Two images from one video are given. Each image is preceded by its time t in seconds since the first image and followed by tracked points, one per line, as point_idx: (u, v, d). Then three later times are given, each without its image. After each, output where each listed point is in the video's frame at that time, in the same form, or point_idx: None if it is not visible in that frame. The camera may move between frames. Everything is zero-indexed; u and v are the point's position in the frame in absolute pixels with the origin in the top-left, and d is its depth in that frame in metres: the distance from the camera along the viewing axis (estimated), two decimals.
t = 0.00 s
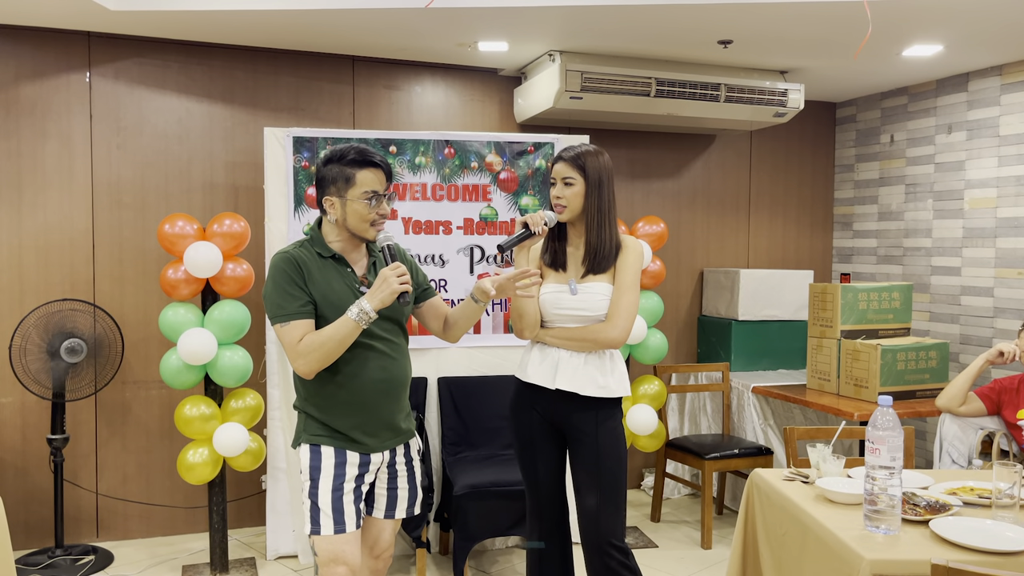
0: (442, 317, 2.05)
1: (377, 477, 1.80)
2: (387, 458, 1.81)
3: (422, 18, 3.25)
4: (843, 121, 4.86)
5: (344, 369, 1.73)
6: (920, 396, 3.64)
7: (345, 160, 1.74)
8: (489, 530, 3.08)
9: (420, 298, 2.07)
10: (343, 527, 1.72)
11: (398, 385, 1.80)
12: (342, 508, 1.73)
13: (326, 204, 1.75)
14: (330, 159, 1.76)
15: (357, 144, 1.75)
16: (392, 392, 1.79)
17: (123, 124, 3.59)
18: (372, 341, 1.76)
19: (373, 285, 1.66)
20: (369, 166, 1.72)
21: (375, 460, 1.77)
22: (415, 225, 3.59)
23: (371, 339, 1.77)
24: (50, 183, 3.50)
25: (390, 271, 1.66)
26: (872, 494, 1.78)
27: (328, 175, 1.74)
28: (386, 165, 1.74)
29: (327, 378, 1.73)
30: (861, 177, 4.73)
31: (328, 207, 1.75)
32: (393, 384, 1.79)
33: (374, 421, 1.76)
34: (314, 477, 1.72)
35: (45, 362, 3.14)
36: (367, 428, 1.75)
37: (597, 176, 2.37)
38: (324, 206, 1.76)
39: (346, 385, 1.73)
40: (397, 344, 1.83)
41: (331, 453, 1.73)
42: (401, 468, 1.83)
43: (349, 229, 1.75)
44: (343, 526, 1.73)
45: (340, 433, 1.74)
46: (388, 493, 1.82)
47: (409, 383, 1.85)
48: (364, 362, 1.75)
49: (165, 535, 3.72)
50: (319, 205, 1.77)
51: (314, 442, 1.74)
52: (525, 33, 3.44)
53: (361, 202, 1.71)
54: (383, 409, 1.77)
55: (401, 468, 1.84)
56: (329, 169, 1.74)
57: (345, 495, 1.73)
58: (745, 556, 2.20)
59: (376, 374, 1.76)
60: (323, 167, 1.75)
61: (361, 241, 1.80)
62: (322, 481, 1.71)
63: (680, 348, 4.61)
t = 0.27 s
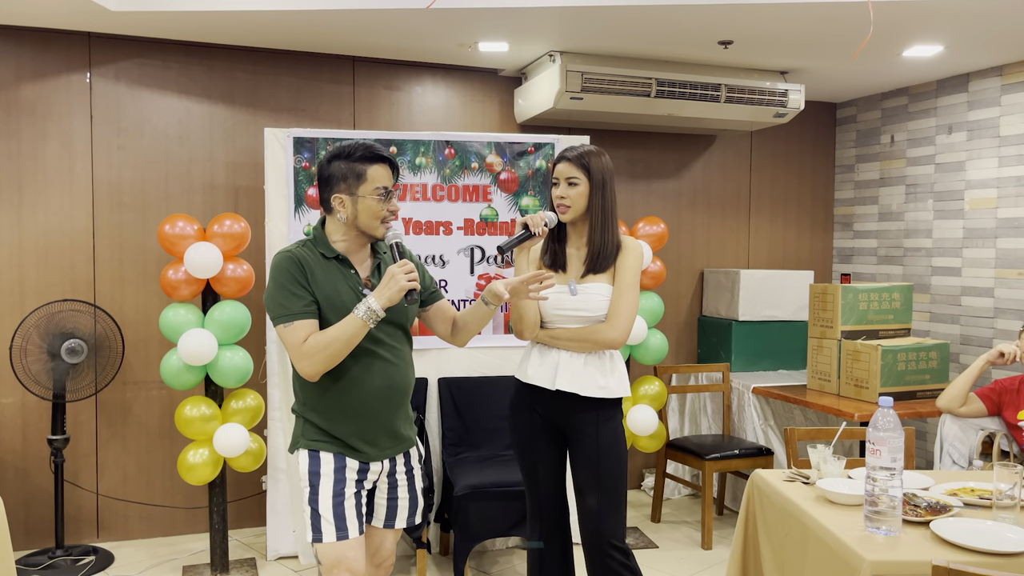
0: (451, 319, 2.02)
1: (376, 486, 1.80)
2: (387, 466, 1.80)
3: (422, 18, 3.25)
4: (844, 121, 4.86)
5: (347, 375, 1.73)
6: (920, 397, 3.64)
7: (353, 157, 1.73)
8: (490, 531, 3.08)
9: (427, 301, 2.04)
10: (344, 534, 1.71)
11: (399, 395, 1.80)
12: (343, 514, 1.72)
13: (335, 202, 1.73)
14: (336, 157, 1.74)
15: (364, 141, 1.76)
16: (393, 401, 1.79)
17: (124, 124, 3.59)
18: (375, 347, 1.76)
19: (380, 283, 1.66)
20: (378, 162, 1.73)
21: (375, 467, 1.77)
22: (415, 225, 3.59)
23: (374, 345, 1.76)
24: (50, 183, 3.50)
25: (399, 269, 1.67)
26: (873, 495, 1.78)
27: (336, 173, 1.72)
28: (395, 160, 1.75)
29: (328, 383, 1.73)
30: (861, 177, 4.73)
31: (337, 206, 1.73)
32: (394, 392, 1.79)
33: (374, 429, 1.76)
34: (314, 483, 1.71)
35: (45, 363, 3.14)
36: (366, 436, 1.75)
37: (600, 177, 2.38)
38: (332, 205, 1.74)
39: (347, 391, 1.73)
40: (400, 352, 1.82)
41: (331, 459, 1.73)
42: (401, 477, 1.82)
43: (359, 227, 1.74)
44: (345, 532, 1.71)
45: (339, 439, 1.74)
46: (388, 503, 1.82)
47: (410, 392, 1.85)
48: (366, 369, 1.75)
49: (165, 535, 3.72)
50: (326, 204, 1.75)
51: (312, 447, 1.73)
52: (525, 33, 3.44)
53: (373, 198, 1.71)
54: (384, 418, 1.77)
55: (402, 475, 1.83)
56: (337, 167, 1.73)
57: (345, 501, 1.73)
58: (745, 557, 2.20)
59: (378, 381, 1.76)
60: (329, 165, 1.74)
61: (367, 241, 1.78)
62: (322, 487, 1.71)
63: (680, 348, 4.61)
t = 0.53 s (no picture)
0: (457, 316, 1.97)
1: (377, 494, 1.77)
2: (388, 473, 1.77)
3: (422, 18, 3.25)
4: (844, 121, 4.86)
5: (351, 376, 1.68)
6: (920, 397, 3.64)
7: (355, 145, 1.71)
8: (490, 530, 3.08)
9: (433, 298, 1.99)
10: (344, 545, 1.66)
11: (402, 399, 1.76)
12: (344, 524, 1.67)
13: (339, 192, 1.70)
14: (337, 147, 1.72)
15: (364, 129, 1.73)
16: (397, 406, 1.74)
17: (124, 124, 3.59)
18: (381, 349, 1.72)
19: (394, 276, 1.63)
20: (380, 149, 1.71)
21: (375, 475, 1.74)
22: (415, 225, 3.59)
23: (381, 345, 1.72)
24: (50, 183, 3.50)
25: (412, 261, 1.64)
26: (873, 495, 1.78)
27: (338, 162, 1.70)
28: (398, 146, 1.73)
29: (331, 385, 1.67)
30: (861, 177, 4.73)
31: (342, 196, 1.70)
32: (399, 397, 1.74)
33: (376, 433, 1.71)
34: (315, 490, 1.66)
35: (45, 363, 3.14)
36: (369, 441, 1.70)
37: (605, 177, 2.40)
38: (335, 195, 1.71)
39: (351, 393, 1.68)
40: (405, 354, 1.78)
41: (332, 465, 1.68)
42: (402, 484, 1.79)
43: (365, 218, 1.71)
44: (344, 543, 1.66)
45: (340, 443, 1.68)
46: (390, 512, 1.78)
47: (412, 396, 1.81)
48: (371, 371, 1.70)
49: (165, 535, 3.72)
50: (328, 195, 1.72)
51: (311, 451, 1.68)
52: (525, 33, 3.44)
53: (378, 186, 1.69)
54: (386, 423, 1.73)
55: (402, 482, 1.80)
56: (338, 156, 1.71)
57: (347, 510, 1.68)
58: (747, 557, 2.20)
59: (383, 385, 1.72)
60: (330, 155, 1.71)
61: (373, 233, 1.75)
62: (324, 495, 1.65)
63: (680, 348, 4.61)
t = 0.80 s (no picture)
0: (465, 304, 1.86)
1: (377, 498, 1.70)
2: (388, 476, 1.70)
3: (422, 18, 3.25)
4: (844, 121, 4.86)
5: (352, 375, 1.61)
6: (920, 396, 3.64)
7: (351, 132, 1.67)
8: (490, 530, 3.08)
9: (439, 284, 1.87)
10: (340, 557, 1.59)
11: (403, 400, 1.69)
12: (342, 534, 1.60)
13: (335, 180, 1.65)
14: (332, 134, 1.68)
15: (359, 117, 1.70)
16: (398, 407, 1.68)
17: (124, 124, 3.59)
18: (384, 346, 1.66)
19: (399, 267, 1.59)
20: (377, 136, 1.68)
21: (375, 478, 1.67)
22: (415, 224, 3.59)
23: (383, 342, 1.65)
24: (50, 183, 3.50)
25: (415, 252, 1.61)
26: (872, 494, 1.78)
27: (334, 150, 1.66)
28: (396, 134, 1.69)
29: (330, 385, 1.60)
30: (861, 177, 4.73)
31: (338, 184, 1.66)
32: (400, 397, 1.68)
33: (377, 436, 1.64)
34: (312, 498, 1.59)
35: (44, 362, 3.14)
36: (370, 444, 1.63)
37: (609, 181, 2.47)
38: (331, 183, 1.66)
39: (351, 393, 1.61)
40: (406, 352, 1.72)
41: (330, 472, 1.60)
42: (404, 487, 1.73)
43: (362, 207, 1.66)
44: (340, 555, 1.60)
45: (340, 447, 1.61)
46: (393, 515, 1.72)
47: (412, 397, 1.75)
48: (372, 370, 1.63)
49: (165, 534, 3.72)
50: (324, 184, 1.67)
51: (308, 457, 1.60)
52: (525, 33, 3.44)
53: (375, 173, 1.65)
54: (387, 425, 1.66)
55: (404, 485, 1.74)
56: (334, 144, 1.67)
57: (346, 519, 1.61)
58: (747, 556, 2.20)
59: (385, 385, 1.65)
60: (325, 143, 1.68)
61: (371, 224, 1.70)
62: (321, 505, 1.58)
63: (680, 347, 4.61)
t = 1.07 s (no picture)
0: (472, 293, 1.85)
1: (373, 502, 1.71)
2: (384, 479, 1.70)
3: (421, 18, 3.25)
4: (843, 121, 4.86)
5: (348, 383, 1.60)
6: (919, 396, 3.64)
7: (356, 130, 1.66)
8: (489, 529, 3.08)
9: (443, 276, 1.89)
10: (337, 563, 1.59)
11: (400, 407, 1.68)
12: (338, 541, 1.60)
13: (339, 179, 1.63)
14: (336, 132, 1.66)
15: (364, 114, 1.68)
16: (395, 413, 1.67)
17: (122, 123, 3.59)
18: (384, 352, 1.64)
19: (404, 273, 1.58)
20: (382, 136, 1.66)
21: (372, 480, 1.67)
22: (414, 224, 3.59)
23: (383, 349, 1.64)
24: (48, 183, 3.50)
25: (419, 257, 1.60)
26: (869, 493, 1.78)
27: (339, 148, 1.64)
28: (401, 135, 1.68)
29: (327, 392, 1.59)
30: (860, 177, 4.73)
31: (342, 184, 1.64)
32: (397, 403, 1.67)
33: (373, 444, 1.64)
34: (308, 506, 1.59)
35: (43, 362, 3.14)
36: (365, 451, 1.63)
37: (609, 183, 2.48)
38: (335, 182, 1.64)
39: (347, 401, 1.60)
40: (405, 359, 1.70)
41: (325, 478, 1.60)
42: (401, 488, 1.73)
43: (365, 208, 1.65)
44: (337, 562, 1.60)
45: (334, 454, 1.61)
46: (391, 516, 1.72)
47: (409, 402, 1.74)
48: (369, 377, 1.62)
49: (164, 534, 3.72)
50: (327, 182, 1.65)
51: (302, 463, 1.60)
52: (524, 32, 3.44)
53: (380, 174, 1.63)
54: (383, 431, 1.65)
55: (400, 486, 1.74)
56: (339, 142, 1.64)
57: (342, 525, 1.61)
58: (744, 556, 2.19)
59: (382, 391, 1.64)
60: (330, 140, 1.65)
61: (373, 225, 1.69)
62: (316, 512, 1.59)
63: (679, 347, 4.61)
